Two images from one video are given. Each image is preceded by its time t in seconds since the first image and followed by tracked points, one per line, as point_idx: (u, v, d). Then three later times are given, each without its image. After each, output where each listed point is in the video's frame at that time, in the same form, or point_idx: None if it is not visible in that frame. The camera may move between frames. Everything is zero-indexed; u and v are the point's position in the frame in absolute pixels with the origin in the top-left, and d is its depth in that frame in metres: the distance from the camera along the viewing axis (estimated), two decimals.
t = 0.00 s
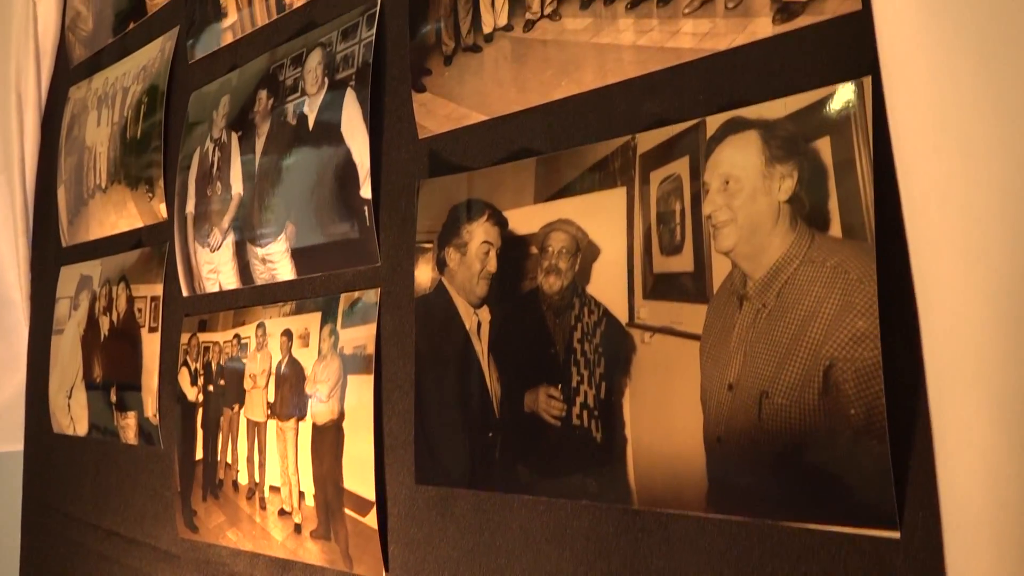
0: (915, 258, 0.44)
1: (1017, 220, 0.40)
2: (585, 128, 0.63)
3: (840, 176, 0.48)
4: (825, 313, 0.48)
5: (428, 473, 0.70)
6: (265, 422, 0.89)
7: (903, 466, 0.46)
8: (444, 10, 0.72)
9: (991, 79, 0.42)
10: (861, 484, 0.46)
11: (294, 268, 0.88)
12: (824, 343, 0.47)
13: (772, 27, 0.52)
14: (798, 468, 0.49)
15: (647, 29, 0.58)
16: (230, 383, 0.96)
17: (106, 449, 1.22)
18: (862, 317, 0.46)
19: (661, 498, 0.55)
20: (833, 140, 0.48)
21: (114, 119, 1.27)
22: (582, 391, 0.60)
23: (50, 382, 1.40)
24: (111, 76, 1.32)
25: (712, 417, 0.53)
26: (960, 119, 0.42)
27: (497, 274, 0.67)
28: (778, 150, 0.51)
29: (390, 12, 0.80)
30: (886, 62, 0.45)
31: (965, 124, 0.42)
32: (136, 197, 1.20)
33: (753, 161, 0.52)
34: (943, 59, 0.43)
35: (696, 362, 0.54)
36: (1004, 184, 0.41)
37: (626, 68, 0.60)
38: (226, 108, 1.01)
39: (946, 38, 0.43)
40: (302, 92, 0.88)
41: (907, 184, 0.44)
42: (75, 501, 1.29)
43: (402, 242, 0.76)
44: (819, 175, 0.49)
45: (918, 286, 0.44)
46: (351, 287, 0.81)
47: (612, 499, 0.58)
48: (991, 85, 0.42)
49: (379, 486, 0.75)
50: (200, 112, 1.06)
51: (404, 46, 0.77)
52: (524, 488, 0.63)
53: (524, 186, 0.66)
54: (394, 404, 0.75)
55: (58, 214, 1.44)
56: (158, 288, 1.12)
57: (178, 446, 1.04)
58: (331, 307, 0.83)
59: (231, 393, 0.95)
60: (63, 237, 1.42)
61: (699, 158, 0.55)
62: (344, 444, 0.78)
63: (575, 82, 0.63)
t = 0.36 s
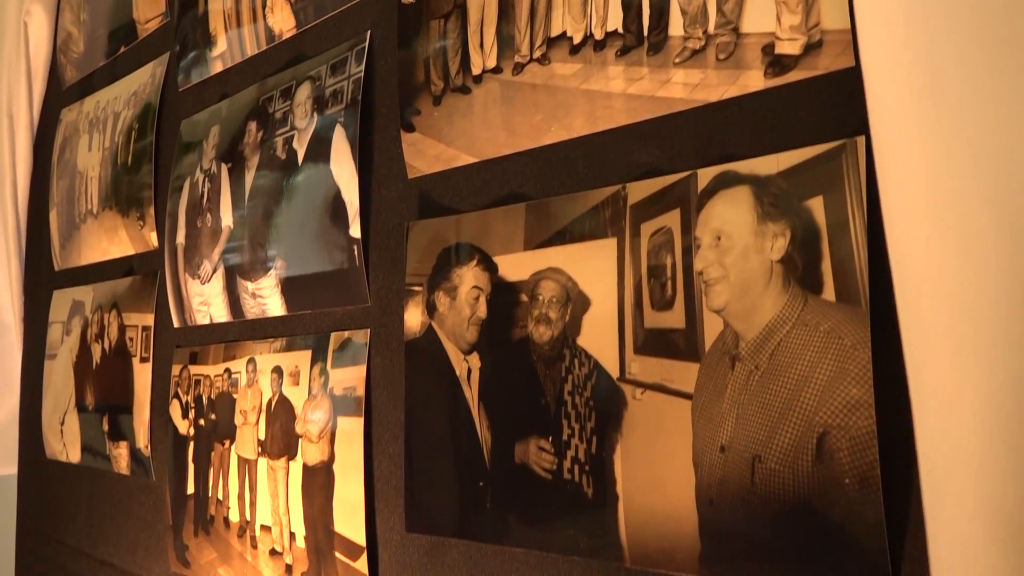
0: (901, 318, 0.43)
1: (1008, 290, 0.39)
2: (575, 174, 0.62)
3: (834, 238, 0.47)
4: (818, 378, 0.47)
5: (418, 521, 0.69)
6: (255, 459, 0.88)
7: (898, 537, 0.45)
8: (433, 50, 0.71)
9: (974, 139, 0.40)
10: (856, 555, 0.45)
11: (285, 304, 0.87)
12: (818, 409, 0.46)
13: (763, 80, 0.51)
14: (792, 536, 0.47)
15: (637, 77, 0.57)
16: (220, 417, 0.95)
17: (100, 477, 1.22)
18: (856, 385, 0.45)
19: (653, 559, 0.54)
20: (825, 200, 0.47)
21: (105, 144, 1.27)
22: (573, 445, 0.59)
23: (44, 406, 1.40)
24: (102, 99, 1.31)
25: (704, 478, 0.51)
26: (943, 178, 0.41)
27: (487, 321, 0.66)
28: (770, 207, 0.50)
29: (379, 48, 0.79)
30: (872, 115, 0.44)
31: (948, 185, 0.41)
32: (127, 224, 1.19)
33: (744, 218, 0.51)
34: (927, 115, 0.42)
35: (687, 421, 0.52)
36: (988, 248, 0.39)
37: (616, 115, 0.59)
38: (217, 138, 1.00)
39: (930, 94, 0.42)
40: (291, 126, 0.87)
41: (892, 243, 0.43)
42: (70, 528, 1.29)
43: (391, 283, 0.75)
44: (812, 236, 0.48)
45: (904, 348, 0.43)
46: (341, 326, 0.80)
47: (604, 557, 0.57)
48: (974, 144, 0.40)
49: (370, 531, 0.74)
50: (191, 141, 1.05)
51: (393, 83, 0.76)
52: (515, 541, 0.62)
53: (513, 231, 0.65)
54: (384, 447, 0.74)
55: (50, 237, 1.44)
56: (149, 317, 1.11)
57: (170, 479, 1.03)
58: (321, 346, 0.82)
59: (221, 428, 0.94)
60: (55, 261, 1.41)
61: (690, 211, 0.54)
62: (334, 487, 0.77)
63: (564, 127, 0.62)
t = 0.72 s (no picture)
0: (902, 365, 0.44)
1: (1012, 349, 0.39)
2: (574, 212, 0.61)
3: (838, 290, 0.46)
4: (822, 434, 0.46)
5: (417, 558, 0.69)
6: (254, 487, 0.88)
7: None
8: (429, 80, 0.70)
9: (976, 195, 0.41)
10: None
11: (282, 330, 0.86)
12: (822, 466, 0.46)
13: (766, 124, 0.50)
14: None
15: (637, 115, 0.56)
16: (219, 443, 0.94)
17: (101, 495, 1.22)
18: (861, 443, 0.44)
19: None
20: (830, 251, 0.46)
21: (102, 160, 1.26)
22: (573, 489, 0.58)
23: (44, 421, 1.40)
24: (98, 114, 1.30)
25: (706, 530, 0.51)
26: (944, 232, 0.42)
27: (485, 358, 0.65)
28: (774, 256, 0.49)
29: (376, 74, 0.78)
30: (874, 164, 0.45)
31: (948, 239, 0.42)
32: (124, 242, 1.18)
33: (746, 266, 0.50)
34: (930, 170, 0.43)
35: (689, 471, 0.52)
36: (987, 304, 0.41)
37: (616, 153, 0.58)
38: (213, 159, 0.99)
39: (933, 149, 0.43)
40: (287, 151, 0.86)
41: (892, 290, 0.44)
42: (71, 545, 1.29)
43: (390, 314, 0.74)
44: (816, 287, 0.47)
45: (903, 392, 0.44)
46: (339, 356, 0.80)
47: None
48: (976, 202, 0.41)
49: (369, 565, 0.73)
50: (187, 161, 1.04)
51: (390, 112, 0.75)
52: None
53: (512, 267, 0.64)
54: (384, 481, 0.74)
55: (48, 251, 1.43)
56: (147, 338, 1.10)
57: (169, 502, 1.02)
58: (320, 376, 0.81)
59: (220, 453, 0.94)
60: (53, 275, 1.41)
61: (692, 257, 0.53)
62: (333, 519, 0.77)
63: (563, 164, 0.61)
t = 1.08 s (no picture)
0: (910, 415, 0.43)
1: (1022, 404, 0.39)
2: (578, 248, 0.60)
3: (846, 338, 0.45)
4: (830, 483, 0.45)
5: None
6: (261, 514, 0.88)
7: None
8: (431, 112, 0.70)
9: (987, 246, 0.40)
10: None
11: (287, 358, 0.86)
12: (830, 515, 0.45)
13: (771, 166, 0.49)
14: None
15: (641, 153, 0.56)
16: (226, 468, 0.94)
17: (111, 515, 1.23)
18: (869, 494, 0.44)
19: None
20: (837, 297, 0.46)
21: (104, 181, 1.26)
22: (580, 528, 0.58)
23: (52, 440, 1.41)
24: (99, 134, 1.31)
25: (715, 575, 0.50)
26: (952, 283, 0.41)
27: (491, 393, 0.65)
28: (780, 300, 0.48)
29: (377, 103, 0.77)
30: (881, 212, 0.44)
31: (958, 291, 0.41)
32: (127, 263, 1.19)
33: (752, 309, 0.50)
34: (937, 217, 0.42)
35: (696, 515, 0.51)
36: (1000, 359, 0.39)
37: (619, 191, 0.57)
38: (215, 184, 0.99)
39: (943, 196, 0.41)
40: (289, 178, 0.86)
41: (899, 336, 0.43)
42: (82, 564, 1.30)
43: (394, 346, 0.74)
44: (823, 334, 0.46)
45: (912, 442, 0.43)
46: (345, 385, 0.80)
47: None
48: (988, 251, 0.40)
49: None
50: (188, 185, 1.04)
51: (392, 142, 0.75)
52: None
53: (516, 302, 0.64)
54: (392, 512, 0.74)
55: (51, 270, 1.44)
56: (153, 361, 1.11)
57: (177, 525, 1.03)
58: (325, 405, 0.81)
59: (227, 479, 0.94)
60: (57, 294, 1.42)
61: (697, 298, 0.52)
62: (341, 549, 0.77)
63: (566, 200, 0.60)
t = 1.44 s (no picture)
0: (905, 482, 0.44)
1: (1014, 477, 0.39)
2: (577, 296, 0.61)
3: (841, 403, 0.46)
4: (826, 546, 0.46)
5: None
6: (265, 542, 0.89)
7: None
8: (432, 155, 0.71)
9: (987, 322, 0.38)
10: None
11: (290, 390, 0.87)
12: None
13: (769, 226, 0.50)
14: None
15: (639, 207, 0.56)
16: (229, 496, 0.95)
17: (116, 535, 1.24)
18: (864, 558, 0.45)
19: None
20: (833, 361, 0.46)
21: (110, 203, 1.28)
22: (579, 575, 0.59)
23: (57, 458, 1.43)
24: (104, 156, 1.32)
25: None
26: (951, 359, 0.38)
27: (491, 436, 0.66)
28: (776, 360, 0.49)
29: (379, 141, 0.78)
30: (871, 281, 0.41)
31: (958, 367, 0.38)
32: (131, 287, 1.20)
33: (749, 368, 0.50)
34: (934, 288, 0.39)
35: (694, 569, 0.52)
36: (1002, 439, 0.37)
37: (618, 243, 0.58)
38: (218, 213, 1.00)
39: (940, 267, 0.39)
40: (292, 212, 0.87)
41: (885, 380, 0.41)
42: None
43: (395, 384, 0.75)
44: (818, 397, 0.47)
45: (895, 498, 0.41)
46: (347, 419, 0.81)
47: None
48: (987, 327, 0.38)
49: None
50: (191, 212, 1.05)
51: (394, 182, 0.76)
52: None
53: (516, 347, 0.64)
54: (394, 547, 0.75)
55: (56, 288, 1.46)
56: (157, 385, 1.12)
57: (182, 549, 1.04)
58: (328, 439, 0.82)
59: (230, 507, 0.95)
60: (62, 312, 1.44)
61: (695, 354, 0.53)
62: None
63: (566, 249, 0.61)
